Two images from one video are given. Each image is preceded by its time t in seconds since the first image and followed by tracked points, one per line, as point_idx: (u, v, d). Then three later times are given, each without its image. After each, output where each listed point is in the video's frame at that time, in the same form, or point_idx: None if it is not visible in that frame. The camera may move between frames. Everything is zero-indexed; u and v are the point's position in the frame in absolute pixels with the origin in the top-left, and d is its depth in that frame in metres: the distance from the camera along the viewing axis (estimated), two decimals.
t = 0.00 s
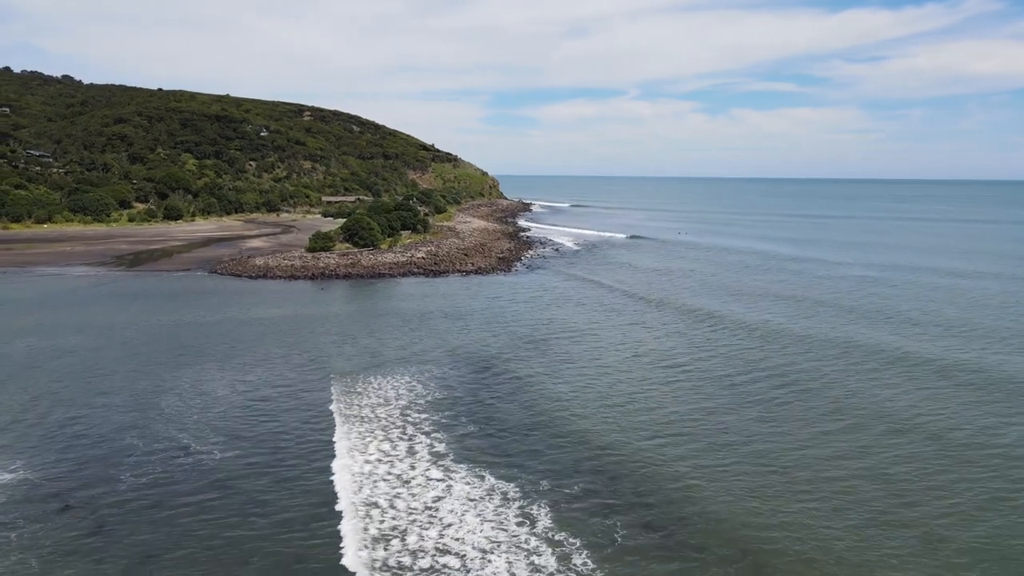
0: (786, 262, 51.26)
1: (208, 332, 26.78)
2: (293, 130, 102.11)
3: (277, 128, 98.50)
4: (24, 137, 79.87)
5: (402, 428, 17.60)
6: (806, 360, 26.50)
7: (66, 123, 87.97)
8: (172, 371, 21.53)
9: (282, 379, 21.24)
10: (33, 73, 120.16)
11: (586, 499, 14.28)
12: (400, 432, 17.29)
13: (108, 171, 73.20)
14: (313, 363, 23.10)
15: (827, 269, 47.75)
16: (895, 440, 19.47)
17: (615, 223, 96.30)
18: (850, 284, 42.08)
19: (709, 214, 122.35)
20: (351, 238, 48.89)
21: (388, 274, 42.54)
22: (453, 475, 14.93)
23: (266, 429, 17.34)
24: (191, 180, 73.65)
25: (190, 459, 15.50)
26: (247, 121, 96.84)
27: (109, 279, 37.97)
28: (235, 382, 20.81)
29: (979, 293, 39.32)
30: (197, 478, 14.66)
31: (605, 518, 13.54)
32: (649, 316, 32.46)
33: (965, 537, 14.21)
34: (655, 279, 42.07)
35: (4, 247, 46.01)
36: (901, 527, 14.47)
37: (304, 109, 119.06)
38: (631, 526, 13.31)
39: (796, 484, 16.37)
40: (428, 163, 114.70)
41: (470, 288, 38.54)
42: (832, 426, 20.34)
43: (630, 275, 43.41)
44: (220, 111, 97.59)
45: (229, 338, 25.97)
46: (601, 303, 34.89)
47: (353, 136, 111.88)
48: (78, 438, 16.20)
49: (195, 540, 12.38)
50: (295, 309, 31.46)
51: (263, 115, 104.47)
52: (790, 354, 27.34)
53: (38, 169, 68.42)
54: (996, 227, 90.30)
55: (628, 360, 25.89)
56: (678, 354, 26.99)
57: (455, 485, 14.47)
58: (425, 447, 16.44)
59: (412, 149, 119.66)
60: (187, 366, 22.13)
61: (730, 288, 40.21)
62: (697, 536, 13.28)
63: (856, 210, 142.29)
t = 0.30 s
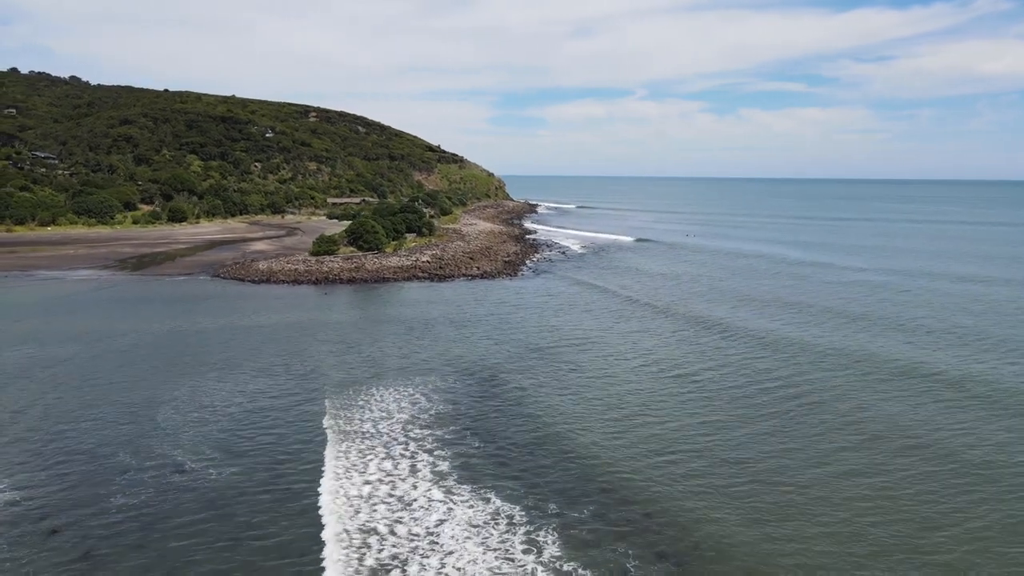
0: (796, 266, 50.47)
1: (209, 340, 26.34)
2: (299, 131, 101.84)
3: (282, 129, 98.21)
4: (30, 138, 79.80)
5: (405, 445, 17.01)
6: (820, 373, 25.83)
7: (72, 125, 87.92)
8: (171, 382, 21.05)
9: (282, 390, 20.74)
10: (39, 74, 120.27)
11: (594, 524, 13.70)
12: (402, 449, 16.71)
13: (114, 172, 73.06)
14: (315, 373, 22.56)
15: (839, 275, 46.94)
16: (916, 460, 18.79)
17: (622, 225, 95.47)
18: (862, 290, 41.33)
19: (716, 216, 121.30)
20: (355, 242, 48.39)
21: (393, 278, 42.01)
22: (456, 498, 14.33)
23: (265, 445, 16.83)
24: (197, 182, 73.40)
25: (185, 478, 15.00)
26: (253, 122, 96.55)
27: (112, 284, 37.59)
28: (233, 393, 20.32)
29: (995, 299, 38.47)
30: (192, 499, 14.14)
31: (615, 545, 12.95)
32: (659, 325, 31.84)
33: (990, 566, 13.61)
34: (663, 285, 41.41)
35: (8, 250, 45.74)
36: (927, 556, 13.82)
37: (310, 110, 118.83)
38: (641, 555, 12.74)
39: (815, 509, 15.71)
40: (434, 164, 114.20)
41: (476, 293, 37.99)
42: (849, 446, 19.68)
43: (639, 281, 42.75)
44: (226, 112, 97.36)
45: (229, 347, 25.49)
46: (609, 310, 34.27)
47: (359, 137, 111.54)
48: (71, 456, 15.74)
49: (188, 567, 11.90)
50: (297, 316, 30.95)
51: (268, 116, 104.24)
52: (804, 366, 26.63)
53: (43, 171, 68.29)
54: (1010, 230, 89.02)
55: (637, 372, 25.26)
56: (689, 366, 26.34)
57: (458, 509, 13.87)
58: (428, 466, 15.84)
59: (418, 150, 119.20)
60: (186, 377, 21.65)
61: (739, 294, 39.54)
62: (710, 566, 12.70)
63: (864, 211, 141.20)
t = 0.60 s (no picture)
0: (806, 271, 49.76)
1: (209, 348, 25.88)
2: (305, 132, 101.65)
3: (288, 130, 97.91)
4: (37, 139, 79.76)
5: (407, 463, 16.45)
6: (834, 386, 25.14)
7: (78, 126, 87.90)
8: (171, 394, 20.60)
9: (282, 403, 20.22)
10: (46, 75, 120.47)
11: (602, 552, 13.16)
12: (404, 467, 16.15)
13: (120, 174, 72.91)
14: (317, 384, 22.07)
15: (849, 280, 46.24)
16: (937, 482, 18.12)
17: (629, 226, 94.73)
18: (875, 296, 40.58)
19: (723, 217, 120.35)
20: (360, 245, 47.91)
21: (397, 283, 41.49)
22: (459, 522, 13.77)
23: (263, 462, 16.34)
24: (202, 184, 73.17)
25: (178, 498, 14.53)
26: (259, 123, 96.36)
27: (114, 288, 37.24)
28: (232, 406, 19.80)
29: (1010, 306, 37.72)
30: (185, 522, 13.64)
31: None
32: (667, 333, 31.27)
33: None
34: (671, 291, 40.87)
35: (12, 253, 45.49)
36: None
37: (316, 110, 118.60)
38: None
39: (832, 534, 15.15)
40: (440, 165, 113.80)
41: (481, 299, 37.51)
42: (867, 465, 19.03)
43: (646, 286, 42.20)
44: (232, 113, 97.22)
45: (230, 356, 25.00)
46: (616, 317, 33.75)
47: (364, 138, 111.27)
48: (61, 476, 15.29)
49: None
50: (300, 322, 30.45)
51: (274, 117, 104.03)
52: (817, 378, 25.95)
53: (49, 172, 68.16)
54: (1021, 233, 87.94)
55: (646, 384, 24.64)
56: (699, 378, 25.70)
57: (461, 535, 13.30)
58: (430, 486, 15.29)
59: (423, 150, 118.80)
60: (186, 387, 21.19)
61: (749, 300, 38.85)
62: None
63: (872, 211, 140.06)
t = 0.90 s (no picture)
0: (817, 276, 48.97)
1: (211, 357, 25.40)
2: (312, 133, 101.41)
3: (295, 131, 97.62)
4: (44, 141, 79.75)
5: (410, 482, 15.88)
6: (850, 399, 24.42)
7: (86, 127, 87.92)
8: (170, 406, 20.13)
9: (281, 416, 19.68)
10: (54, 76, 120.79)
11: None
12: (407, 486, 15.60)
13: (126, 175, 72.77)
14: (319, 396, 21.57)
15: (862, 285, 45.42)
16: (961, 502, 17.50)
17: (636, 228, 93.98)
18: (889, 302, 39.75)
19: (732, 218, 119.35)
20: (365, 249, 47.40)
21: (403, 288, 40.97)
22: (464, 548, 13.19)
23: (262, 480, 15.83)
24: (208, 185, 72.97)
25: (173, 518, 14.03)
26: (265, 124, 96.14)
27: (118, 292, 36.88)
28: (230, 419, 19.31)
29: None
30: (179, 545, 13.13)
31: None
32: (676, 341, 30.66)
33: None
34: (680, 296, 40.20)
35: (16, 256, 45.24)
36: None
37: (323, 111, 118.36)
38: None
39: (852, 560, 14.54)
40: (447, 166, 113.36)
41: (488, 304, 36.96)
42: (886, 485, 18.40)
43: (654, 291, 41.53)
44: (238, 114, 97.05)
45: (231, 365, 24.51)
46: (624, 324, 33.12)
47: (371, 139, 110.94)
48: (55, 494, 14.83)
49: None
50: (303, 329, 29.93)
51: (281, 118, 103.83)
52: (833, 390, 25.23)
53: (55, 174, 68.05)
54: None
55: (657, 398, 23.99)
56: (710, 390, 25.01)
57: (466, 563, 12.72)
58: (434, 508, 14.71)
59: (430, 151, 118.39)
60: (187, 399, 20.73)
61: (760, 307, 38.15)
62: None
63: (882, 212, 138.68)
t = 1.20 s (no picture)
0: (828, 281, 48.18)
1: (214, 366, 24.92)
2: (318, 134, 101.13)
3: (302, 132, 97.37)
4: (51, 142, 79.70)
5: (413, 502, 15.30)
6: (867, 412, 23.72)
7: (93, 128, 87.92)
8: (169, 419, 19.61)
9: (282, 430, 19.19)
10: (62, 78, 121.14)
11: None
12: (410, 507, 15.05)
13: (133, 177, 72.62)
14: (322, 408, 21.04)
15: (875, 290, 44.61)
16: (986, 524, 16.83)
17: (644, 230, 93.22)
18: (904, 309, 38.94)
19: (741, 220, 118.38)
20: (371, 252, 46.89)
21: (409, 292, 40.45)
22: None
23: (261, 498, 15.30)
24: (215, 187, 72.72)
25: (166, 541, 13.52)
26: (272, 125, 95.96)
27: (121, 297, 36.49)
28: (230, 433, 18.83)
29: None
30: (172, 569, 12.63)
31: None
32: (686, 351, 30.00)
33: None
34: (690, 303, 39.55)
35: (21, 259, 44.98)
36: None
37: (330, 112, 118.08)
38: None
39: None
40: (454, 167, 112.93)
41: (494, 309, 36.41)
42: (906, 504, 17.74)
43: (663, 297, 40.87)
44: (245, 115, 96.85)
45: (234, 374, 24.03)
46: (633, 331, 32.51)
47: (378, 140, 110.61)
48: (46, 515, 14.37)
49: None
50: (308, 336, 29.43)
51: (288, 119, 103.61)
52: (849, 403, 24.54)
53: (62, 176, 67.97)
54: None
55: (667, 411, 23.37)
56: (722, 403, 24.37)
57: None
58: (437, 531, 14.13)
59: (437, 152, 117.95)
60: (186, 412, 20.23)
61: (772, 313, 37.44)
62: None
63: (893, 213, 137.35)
